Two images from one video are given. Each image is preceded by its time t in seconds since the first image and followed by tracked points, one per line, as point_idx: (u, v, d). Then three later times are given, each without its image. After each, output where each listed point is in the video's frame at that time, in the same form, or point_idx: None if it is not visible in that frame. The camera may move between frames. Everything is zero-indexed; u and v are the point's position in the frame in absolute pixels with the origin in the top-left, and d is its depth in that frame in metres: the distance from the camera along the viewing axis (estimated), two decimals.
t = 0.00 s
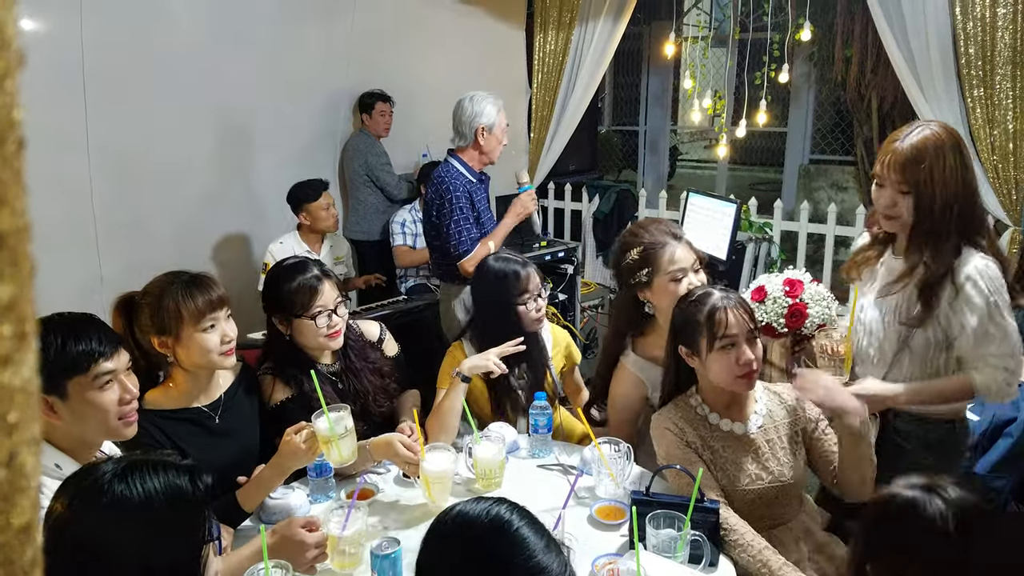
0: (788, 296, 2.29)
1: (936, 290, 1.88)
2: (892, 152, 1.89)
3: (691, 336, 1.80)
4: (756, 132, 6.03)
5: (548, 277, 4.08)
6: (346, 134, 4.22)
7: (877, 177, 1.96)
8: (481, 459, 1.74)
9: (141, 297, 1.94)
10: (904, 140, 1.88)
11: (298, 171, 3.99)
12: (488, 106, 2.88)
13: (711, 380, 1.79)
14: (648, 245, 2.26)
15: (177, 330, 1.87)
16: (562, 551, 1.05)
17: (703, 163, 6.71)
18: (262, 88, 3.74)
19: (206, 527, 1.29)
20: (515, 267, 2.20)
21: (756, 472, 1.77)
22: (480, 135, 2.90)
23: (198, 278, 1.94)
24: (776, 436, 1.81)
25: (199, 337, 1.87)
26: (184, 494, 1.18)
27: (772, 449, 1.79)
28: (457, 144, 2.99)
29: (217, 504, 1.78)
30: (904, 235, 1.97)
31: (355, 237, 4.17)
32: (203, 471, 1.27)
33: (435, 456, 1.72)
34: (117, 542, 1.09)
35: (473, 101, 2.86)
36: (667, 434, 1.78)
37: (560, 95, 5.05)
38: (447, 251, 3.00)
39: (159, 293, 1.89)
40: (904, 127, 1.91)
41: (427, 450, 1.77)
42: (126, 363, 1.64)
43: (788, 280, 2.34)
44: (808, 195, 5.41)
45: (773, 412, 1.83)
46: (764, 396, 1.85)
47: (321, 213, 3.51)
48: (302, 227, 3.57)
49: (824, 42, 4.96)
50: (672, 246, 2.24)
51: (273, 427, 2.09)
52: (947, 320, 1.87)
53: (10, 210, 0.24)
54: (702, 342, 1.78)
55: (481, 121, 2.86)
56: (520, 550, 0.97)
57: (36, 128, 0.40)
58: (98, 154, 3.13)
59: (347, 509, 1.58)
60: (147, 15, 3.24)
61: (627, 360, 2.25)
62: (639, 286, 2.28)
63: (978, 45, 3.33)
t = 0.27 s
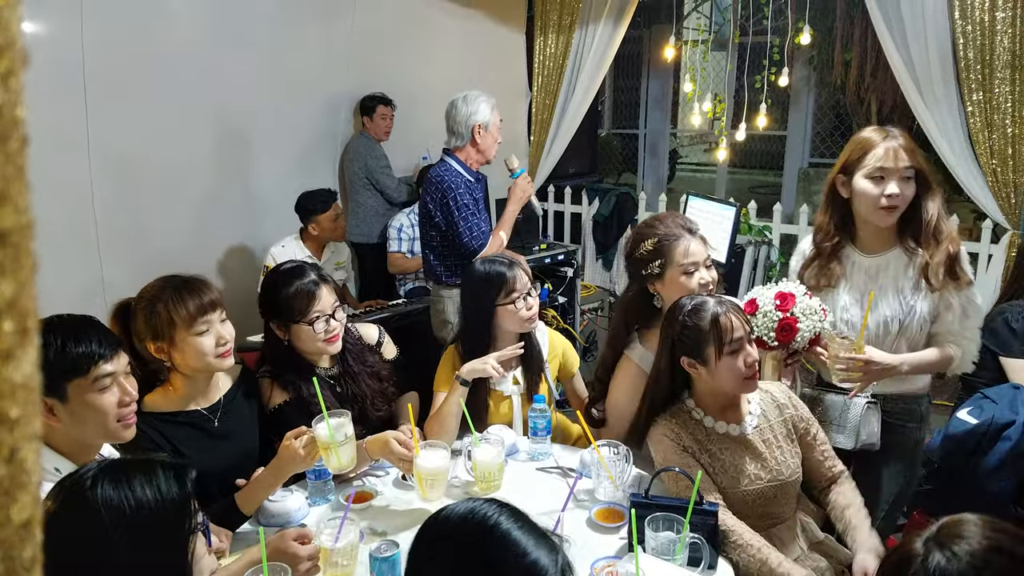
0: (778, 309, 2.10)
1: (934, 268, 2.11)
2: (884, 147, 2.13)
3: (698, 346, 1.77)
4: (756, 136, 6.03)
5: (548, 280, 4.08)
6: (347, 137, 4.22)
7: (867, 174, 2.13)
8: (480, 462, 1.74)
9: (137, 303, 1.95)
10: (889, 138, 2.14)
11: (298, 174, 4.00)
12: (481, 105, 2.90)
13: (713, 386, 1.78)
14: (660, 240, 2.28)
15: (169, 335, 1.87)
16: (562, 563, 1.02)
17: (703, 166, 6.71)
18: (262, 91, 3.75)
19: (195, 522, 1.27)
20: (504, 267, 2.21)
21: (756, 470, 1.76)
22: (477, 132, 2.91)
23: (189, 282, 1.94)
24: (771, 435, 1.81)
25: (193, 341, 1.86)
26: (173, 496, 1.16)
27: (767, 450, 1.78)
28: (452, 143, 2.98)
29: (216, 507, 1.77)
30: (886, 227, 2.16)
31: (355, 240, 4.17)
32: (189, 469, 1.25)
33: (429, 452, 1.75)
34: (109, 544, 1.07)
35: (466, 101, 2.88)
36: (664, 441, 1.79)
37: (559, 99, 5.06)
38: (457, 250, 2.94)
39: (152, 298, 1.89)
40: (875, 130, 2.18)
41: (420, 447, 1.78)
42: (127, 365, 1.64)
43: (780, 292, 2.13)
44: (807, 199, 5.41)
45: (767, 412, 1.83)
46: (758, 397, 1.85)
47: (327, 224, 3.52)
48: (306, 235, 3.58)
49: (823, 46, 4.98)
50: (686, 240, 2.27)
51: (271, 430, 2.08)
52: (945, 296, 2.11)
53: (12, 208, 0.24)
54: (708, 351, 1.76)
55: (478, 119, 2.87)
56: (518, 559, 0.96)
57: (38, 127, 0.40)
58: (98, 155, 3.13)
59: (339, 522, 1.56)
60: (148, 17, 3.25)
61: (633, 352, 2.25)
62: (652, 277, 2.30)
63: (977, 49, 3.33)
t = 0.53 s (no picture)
0: (776, 325, 2.10)
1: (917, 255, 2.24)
2: (866, 145, 2.17)
3: (694, 345, 1.77)
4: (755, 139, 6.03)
5: (547, 282, 4.04)
6: (347, 141, 4.23)
7: (852, 172, 2.17)
8: (479, 465, 1.74)
9: (136, 306, 1.95)
10: (868, 136, 2.19)
11: (298, 178, 4.00)
12: (481, 108, 2.91)
13: (714, 389, 1.78)
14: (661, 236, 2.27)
15: (167, 338, 1.87)
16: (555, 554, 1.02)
17: (702, 170, 6.71)
18: (262, 94, 3.75)
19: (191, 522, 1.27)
20: (490, 266, 2.23)
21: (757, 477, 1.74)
22: (474, 135, 2.91)
23: (186, 285, 1.93)
24: (771, 442, 1.80)
25: (189, 345, 1.86)
26: (169, 498, 1.15)
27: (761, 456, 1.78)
28: (449, 145, 2.97)
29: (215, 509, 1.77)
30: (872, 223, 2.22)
31: (354, 242, 4.16)
32: (184, 472, 1.24)
33: (427, 457, 1.75)
34: (105, 549, 1.06)
35: (465, 102, 2.89)
36: (661, 443, 1.80)
37: (559, 102, 5.07)
38: (461, 252, 2.95)
39: (150, 301, 1.90)
40: (853, 129, 2.23)
41: (418, 453, 1.78)
42: (124, 367, 1.63)
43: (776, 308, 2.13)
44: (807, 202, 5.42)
45: (767, 418, 1.83)
46: (757, 404, 1.85)
47: (321, 217, 3.51)
48: (304, 232, 3.57)
49: (822, 50, 4.97)
50: (685, 238, 2.24)
51: (270, 433, 2.08)
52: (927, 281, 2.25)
53: (9, 210, 0.24)
54: (705, 351, 1.75)
55: (477, 122, 2.88)
56: (501, 554, 0.94)
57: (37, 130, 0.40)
58: (97, 157, 3.12)
59: (333, 525, 1.55)
60: (148, 20, 3.25)
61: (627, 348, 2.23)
62: (648, 271, 2.29)
63: (976, 54, 3.34)
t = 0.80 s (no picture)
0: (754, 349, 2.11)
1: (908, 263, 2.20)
2: (845, 160, 2.13)
3: (696, 351, 1.76)
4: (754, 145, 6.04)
5: (547, 288, 4.07)
6: (347, 145, 4.23)
7: (833, 188, 2.13)
8: (478, 471, 1.74)
9: (137, 306, 1.95)
10: (847, 150, 2.15)
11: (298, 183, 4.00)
12: (479, 116, 2.93)
13: (713, 394, 1.78)
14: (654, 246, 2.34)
15: (167, 340, 1.87)
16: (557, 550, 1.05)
17: (701, 176, 6.72)
18: (263, 98, 3.76)
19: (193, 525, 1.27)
20: (467, 272, 2.23)
21: (758, 489, 1.69)
22: (472, 142, 2.92)
23: (189, 288, 1.93)
24: (771, 450, 1.75)
25: (188, 349, 1.86)
26: (172, 502, 1.15)
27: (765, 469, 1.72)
28: (445, 152, 2.97)
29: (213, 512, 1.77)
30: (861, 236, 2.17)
31: (353, 247, 4.16)
32: (184, 477, 1.23)
33: (426, 467, 1.74)
34: (105, 551, 1.07)
35: (464, 111, 2.90)
36: (660, 450, 1.81)
37: (558, 108, 5.08)
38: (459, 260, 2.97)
39: (152, 303, 1.90)
40: (830, 144, 2.19)
41: (416, 462, 1.78)
42: (116, 362, 1.63)
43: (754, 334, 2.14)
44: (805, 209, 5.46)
45: (769, 427, 1.77)
46: (759, 410, 1.79)
47: (314, 216, 3.51)
48: (299, 233, 3.57)
49: (822, 57, 4.97)
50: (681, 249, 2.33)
51: (269, 437, 2.08)
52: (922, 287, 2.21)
53: (26, 211, 0.24)
54: (706, 357, 1.75)
55: (475, 129, 2.89)
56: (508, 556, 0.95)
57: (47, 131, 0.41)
58: (98, 160, 3.12)
59: (333, 531, 1.55)
60: (150, 23, 3.26)
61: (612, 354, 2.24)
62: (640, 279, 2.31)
63: (975, 61, 3.34)
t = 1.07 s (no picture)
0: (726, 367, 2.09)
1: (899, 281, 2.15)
2: (837, 177, 2.07)
3: (696, 357, 1.76)
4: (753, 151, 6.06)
5: (546, 292, 4.10)
6: (346, 150, 4.23)
7: (823, 206, 2.07)
8: (478, 475, 1.73)
9: (140, 308, 1.95)
10: (840, 166, 2.08)
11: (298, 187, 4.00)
12: (474, 121, 2.92)
13: (711, 399, 1.78)
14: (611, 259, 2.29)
15: (169, 343, 1.87)
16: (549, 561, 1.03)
17: (700, 181, 6.73)
18: (263, 102, 3.76)
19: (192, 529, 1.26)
20: (443, 281, 2.21)
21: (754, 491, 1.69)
22: (468, 148, 2.93)
23: (193, 291, 1.93)
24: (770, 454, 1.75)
25: (189, 353, 1.85)
26: (168, 507, 1.15)
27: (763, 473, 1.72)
28: (439, 157, 2.97)
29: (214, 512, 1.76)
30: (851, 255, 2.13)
31: (353, 251, 4.16)
32: (186, 481, 1.23)
33: (423, 474, 1.74)
34: (102, 555, 1.06)
35: (459, 116, 2.89)
36: (659, 450, 1.80)
37: (558, 113, 5.10)
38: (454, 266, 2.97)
39: (155, 306, 1.90)
40: (824, 158, 2.12)
41: (414, 468, 1.77)
42: (116, 371, 1.63)
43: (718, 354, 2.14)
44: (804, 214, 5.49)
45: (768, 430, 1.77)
46: (759, 413, 1.79)
47: (305, 218, 3.50)
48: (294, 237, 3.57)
49: (821, 62, 4.98)
50: (633, 257, 2.25)
51: (269, 441, 2.07)
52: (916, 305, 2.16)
53: (17, 210, 0.23)
54: (706, 364, 1.74)
55: (470, 135, 2.89)
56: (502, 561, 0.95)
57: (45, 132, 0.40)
58: (97, 163, 3.13)
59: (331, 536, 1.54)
60: (150, 27, 3.26)
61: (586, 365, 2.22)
62: (607, 291, 2.28)
63: (974, 66, 3.35)
